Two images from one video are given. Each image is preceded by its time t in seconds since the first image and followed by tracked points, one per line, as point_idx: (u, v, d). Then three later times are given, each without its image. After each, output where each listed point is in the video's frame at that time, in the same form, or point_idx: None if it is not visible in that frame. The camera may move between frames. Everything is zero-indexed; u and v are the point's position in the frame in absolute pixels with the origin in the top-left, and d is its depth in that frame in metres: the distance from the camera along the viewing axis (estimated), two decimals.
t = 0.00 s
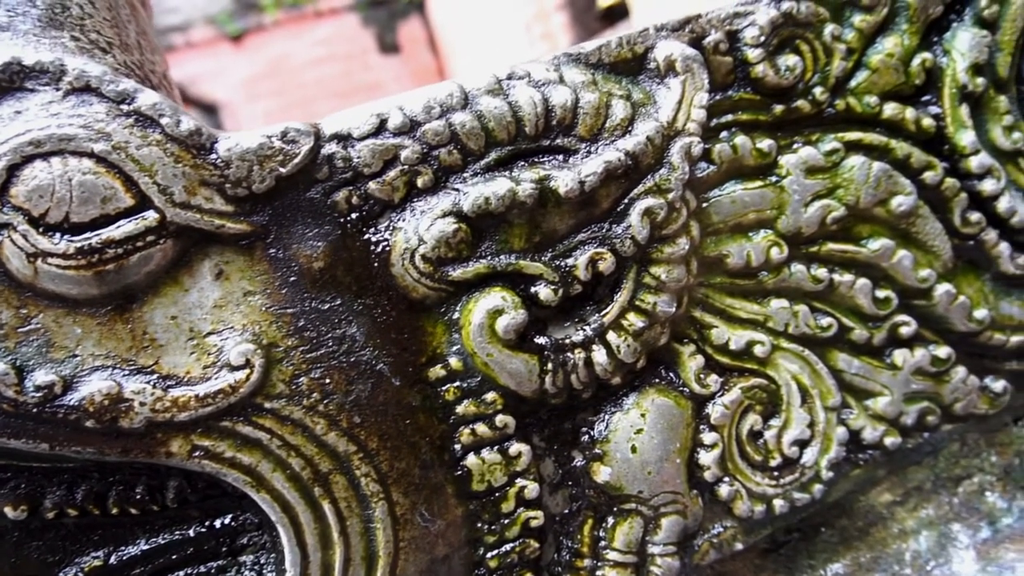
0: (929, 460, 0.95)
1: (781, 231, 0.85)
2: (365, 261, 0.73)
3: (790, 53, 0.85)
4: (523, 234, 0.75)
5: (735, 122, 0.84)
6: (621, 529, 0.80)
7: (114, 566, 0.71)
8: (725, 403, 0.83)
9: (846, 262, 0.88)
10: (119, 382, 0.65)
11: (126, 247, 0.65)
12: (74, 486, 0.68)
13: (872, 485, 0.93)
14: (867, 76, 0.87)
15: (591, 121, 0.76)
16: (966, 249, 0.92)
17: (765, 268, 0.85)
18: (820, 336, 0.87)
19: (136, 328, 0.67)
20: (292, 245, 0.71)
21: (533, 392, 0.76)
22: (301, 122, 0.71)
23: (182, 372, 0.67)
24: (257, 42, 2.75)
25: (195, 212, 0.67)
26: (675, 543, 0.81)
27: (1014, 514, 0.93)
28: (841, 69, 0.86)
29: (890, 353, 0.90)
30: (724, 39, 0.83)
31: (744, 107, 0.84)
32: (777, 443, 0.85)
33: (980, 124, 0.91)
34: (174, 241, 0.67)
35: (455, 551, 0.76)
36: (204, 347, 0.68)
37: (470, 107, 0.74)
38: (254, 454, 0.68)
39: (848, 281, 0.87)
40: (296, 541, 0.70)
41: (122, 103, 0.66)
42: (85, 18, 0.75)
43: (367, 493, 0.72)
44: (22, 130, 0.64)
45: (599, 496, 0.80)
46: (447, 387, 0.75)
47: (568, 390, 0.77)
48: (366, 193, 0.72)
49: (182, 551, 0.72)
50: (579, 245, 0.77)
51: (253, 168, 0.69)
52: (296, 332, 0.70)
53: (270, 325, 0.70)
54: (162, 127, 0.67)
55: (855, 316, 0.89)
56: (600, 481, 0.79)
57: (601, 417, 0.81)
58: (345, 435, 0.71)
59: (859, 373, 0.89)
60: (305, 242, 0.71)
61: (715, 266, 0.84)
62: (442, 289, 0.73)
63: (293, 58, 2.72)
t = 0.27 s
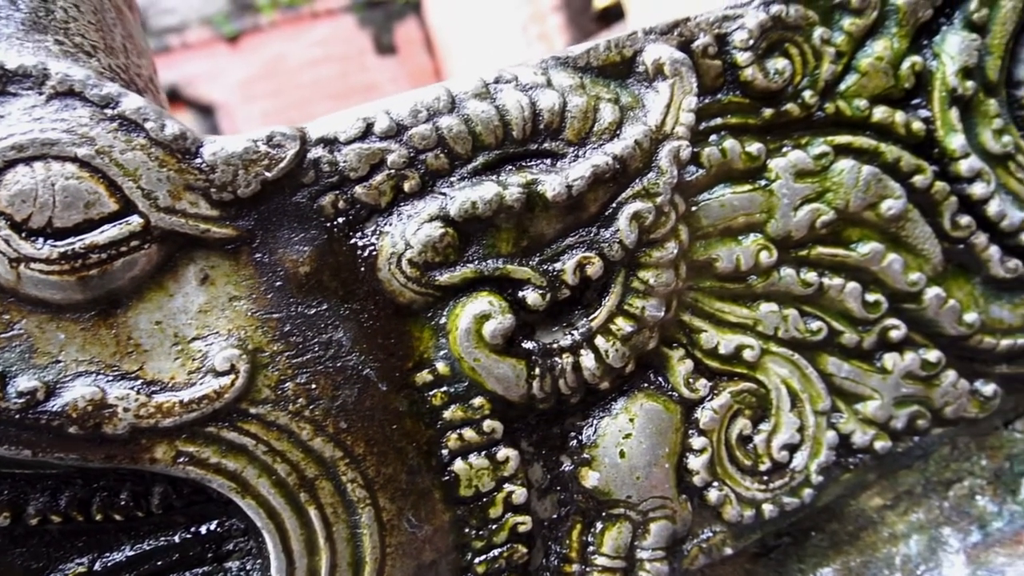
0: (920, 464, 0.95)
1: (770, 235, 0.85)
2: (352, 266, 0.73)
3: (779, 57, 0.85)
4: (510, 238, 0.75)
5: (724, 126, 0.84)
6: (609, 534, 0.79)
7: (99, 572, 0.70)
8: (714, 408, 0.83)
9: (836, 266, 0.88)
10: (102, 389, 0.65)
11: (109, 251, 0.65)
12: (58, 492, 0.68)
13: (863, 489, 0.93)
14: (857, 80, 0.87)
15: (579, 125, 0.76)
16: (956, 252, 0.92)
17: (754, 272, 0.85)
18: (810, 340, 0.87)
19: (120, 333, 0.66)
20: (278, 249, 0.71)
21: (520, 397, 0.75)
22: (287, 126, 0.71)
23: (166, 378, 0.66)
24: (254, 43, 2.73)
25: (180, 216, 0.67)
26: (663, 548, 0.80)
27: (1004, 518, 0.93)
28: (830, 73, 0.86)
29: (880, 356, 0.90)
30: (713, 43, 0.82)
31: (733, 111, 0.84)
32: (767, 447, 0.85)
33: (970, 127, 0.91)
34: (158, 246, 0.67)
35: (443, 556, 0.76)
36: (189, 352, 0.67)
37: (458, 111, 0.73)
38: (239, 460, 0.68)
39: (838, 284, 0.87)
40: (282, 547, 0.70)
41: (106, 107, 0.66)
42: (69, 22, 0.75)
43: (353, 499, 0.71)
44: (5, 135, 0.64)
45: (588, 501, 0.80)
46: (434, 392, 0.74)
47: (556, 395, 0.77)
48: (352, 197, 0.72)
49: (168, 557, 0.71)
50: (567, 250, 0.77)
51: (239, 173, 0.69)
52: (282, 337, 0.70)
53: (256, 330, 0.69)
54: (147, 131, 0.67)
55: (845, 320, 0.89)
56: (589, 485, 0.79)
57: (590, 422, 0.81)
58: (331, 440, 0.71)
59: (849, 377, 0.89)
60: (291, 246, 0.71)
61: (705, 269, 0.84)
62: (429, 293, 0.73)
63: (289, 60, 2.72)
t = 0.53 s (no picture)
0: (909, 467, 0.95)
1: (759, 238, 0.85)
2: (338, 270, 0.72)
3: (768, 60, 0.85)
4: (497, 242, 0.75)
5: (713, 129, 0.84)
6: (597, 539, 0.79)
7: None
8: (703, 412, 0.82)
9: (825, 269, 0.88)
10: (86, 394, 0.64)
11: (92, 257, 0.65)
12: (41, 499, 0.68)
13: (852, 493, 0.93)
14: (846, 83, 0.87)
15: (566, 129, 0.76)
16: (945, 256, 0.92)
17: (743, 275, 0.85)
18: (799, 344, 0.87)
19: (104, 338, 0.66)
20: (263, 254, 0.70)
21: (507, 402, 0.75)
22: (272, 130, 0.70)
23: (150, 384, 0.66)
24: (249, 44, 2.72)
25: (164, 221, 0.67)
26: (652, 553, 0.80)
27: (994, 522, 0.92)
28: (819, 76, 0.86)
29: (870, 360, 0.90)
30: (702, 46, 0.82)
31: (722, 114, 0.84)
32: (756, 452, 0.85)
33: (959, 131, 0.91)
34: (142, 250, 0.67)
35: (429, 562, 0.76)
36: (173, 357, 0.67)
37: (444, 115, 0.73)
38: (224, 466, 0.68)
39: (827, 288, 0.87)
40: (267, 553, 0.69)
41: (89, 111, 0.66)
42: (53, 25, 0.74)
43: (339, 504, 0.71)
44: None
45: (576, 506, 0.80)
46: (421, 397, 0.74)
47: (543, 400, 0.77)
48: (339, 201, 0.72)
49: (152, 563, 0.70)
50: (554, 254, 0.76)
51: (223, 177, 0.68)
52: (267, 342, 0.70)
53: (241, 335, 0.69)
54: (131, 135, 0.66)
55: (835, 324, 0.89)
56: (577, 490, 0.79)
57: (578, 426, 0.81)
58: (317, 446, 0.70)
59: (838, 381, 0.88)
60: (276, 251, 0.71)
61: (693, 273, 0.84)
62: (416, 298, 0.73)
63: (285, 61, 2.71)
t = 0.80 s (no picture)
0: (899, 471, 0.95)
1: (748, 242, 0.84)
2: (324, 274, 0.72)
3: (757, 64, 0.84)
4: (484, 246, 0.75)
5: (702, 133, 0.84)
6: (585, 544, 0.79)
7: None
8: (692, 416, 0.82)
9: (814, 273, 0.87)
10: (69, 400, 0.64)
11: (76, 261, 0.65)
12: (24, 505, 0.68)
13: (842, 497, 0.93)
14: (835, 87, 0.87)
15: (554, 132, 0.76)
16: (935, 259, 0.91)
17: (732, 279, 0.84)
18: (789, 348, 0.86)
19: (87, 344, 0.66)
20: (249, 258, 0.70)
21: (495, 407, 0.75)
22: (257, 134, 0.70)
23: (134, 389, 0.66)
24: (248, 44, 2.71)
25: (148, 225, 0.66)
26: (640, 557, 0.80)
27: (984, 526, 0.92)
28: (808, 80, 0.86)
29: (859, 364, 0.90)
30: (690, 49, 0.82)
31: (710, 117, 0.84)
32: (745, 456, 0.85)
33: (949, 134, 0.90)
34: (126, 255, 0.66)
35: (416, 568, 0.75)
36: (157, 363, 0.67)
37: (431, 119, 0.73)
38: (209, 471, 0.67)
39: (816, 292, 0.87)
40: (253, 559, 0.69)
41: (72, 115, 0.66)
42: (36, 29, 0.73)
43: (325, 510, 0.71)
44: None
45: (564, 511, 0.79)
46: (408, 402, 0.74)
47: (531, 404, 0.77)
48: (325, 206, 0.71)
49: (137, 570, 0.70)
50: (541, 258, 0.76)
51: (208, 181, 0.68)
52: (253, 347, 0.69)
53: (226, 340, 0.69)
54: (114, 139, 0.66)
55: (824, 328, 0.88)
56: (565, 495, 0.78)
57: (566, 431, 0.80)
58: (302, 451, 0.70)
59: (828, 385, 0.88)
60: (262, 255, 0.70)
61: (682, 277, 0.83)
62: (403, 302, 0.73)
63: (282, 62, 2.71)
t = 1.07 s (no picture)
0: (890, 475, 0.94)
1: (736, 246, 0.84)
2: (310, 279, 0.72)
3: (746, 67, 0.84)
4: (471, 251, 0.74)
5: (690, 136, 0.83)
6: (574, 549, 0.79)
7: None
8: (681, 421, 0.82)
9: (804, 277, 0.87)
10: (52, 407, 0.64)
11: (59, 267, 0.64)
12: (8, 512, 0.68)
13: (832, 501, 0.92)
14: (824, 90, 0.87)
15: (541, 136, 0.75)
16: (924, 263, 0.91)
17: (720, 283, 0.84)
18: (778, 352, 0.86)
19: (71, 350, 0.65)
20: (234, 264, 0.70)
21: (482, 412, 0.75)
22: (243, 138, 0.70)
23: (118, 396, 0.65)
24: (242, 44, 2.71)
25: (132, 231, 0.66)
26: (629, 562, 0.80)
27: (974, 530, 0.92)
28: (797, 83, 0.86)
29: (849, 367, 0.90)
30: (679, 53, 0.82)
31: (699, 121, 0.84)
32: (734, 460, 0.84)
33: (938, 137, 0.90)
34: (110, 260, 0.66)
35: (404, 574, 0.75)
36: (141, 369, 0.66)
37: (417, 123, 0.73)
38: (193, 478, 0.67)
39: (806, 295, 0.86)
40: (238, 566, 0.69)
41: (55, 120, 0.65)
42: (19, 33, 0.73)
43: (311, 516, 0.70)
44: None
45: (553, 516, 0.79)
46: (395, 407, 0.74)
47: (519, 409, 0.76)
48: (311, 210, 0.71)
49: None
50: (529, 263, 0.76)
51: (193, 186, 0.68)
52: (238, 352, 0.69)
53: (211, 346, 0.68)
54: (98, 144, 0.66)
55: (814, 331, 0.88)
56: (554, 500, 0.78)
57: (554, 435, 0.80)
58: (288, 457, 0.70)
59: (817, 389, 0.88)
60: (247, 260, 0.70)
61: (671, 281, 0.83)
62: (389, 307, 0.72)
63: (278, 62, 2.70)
